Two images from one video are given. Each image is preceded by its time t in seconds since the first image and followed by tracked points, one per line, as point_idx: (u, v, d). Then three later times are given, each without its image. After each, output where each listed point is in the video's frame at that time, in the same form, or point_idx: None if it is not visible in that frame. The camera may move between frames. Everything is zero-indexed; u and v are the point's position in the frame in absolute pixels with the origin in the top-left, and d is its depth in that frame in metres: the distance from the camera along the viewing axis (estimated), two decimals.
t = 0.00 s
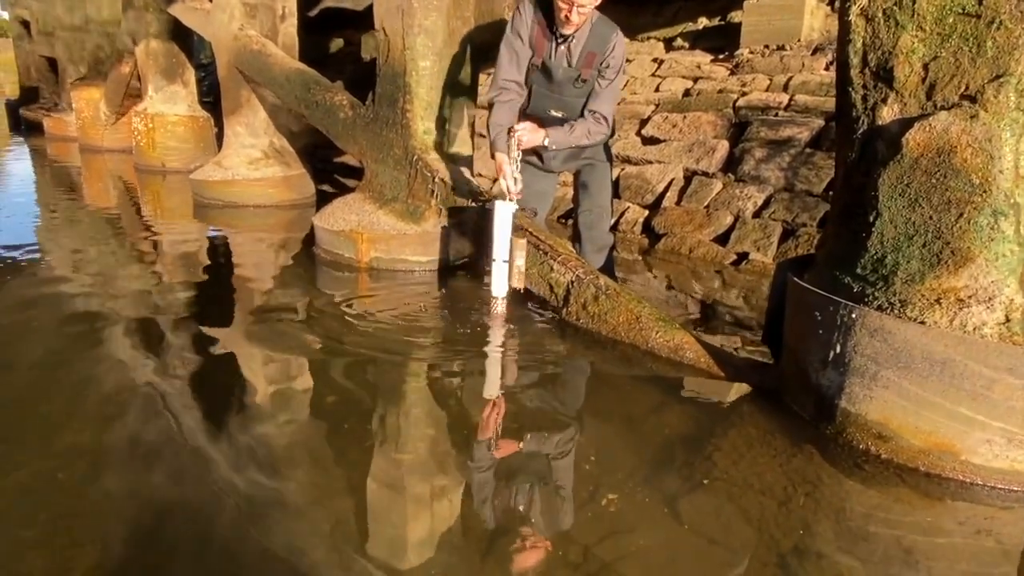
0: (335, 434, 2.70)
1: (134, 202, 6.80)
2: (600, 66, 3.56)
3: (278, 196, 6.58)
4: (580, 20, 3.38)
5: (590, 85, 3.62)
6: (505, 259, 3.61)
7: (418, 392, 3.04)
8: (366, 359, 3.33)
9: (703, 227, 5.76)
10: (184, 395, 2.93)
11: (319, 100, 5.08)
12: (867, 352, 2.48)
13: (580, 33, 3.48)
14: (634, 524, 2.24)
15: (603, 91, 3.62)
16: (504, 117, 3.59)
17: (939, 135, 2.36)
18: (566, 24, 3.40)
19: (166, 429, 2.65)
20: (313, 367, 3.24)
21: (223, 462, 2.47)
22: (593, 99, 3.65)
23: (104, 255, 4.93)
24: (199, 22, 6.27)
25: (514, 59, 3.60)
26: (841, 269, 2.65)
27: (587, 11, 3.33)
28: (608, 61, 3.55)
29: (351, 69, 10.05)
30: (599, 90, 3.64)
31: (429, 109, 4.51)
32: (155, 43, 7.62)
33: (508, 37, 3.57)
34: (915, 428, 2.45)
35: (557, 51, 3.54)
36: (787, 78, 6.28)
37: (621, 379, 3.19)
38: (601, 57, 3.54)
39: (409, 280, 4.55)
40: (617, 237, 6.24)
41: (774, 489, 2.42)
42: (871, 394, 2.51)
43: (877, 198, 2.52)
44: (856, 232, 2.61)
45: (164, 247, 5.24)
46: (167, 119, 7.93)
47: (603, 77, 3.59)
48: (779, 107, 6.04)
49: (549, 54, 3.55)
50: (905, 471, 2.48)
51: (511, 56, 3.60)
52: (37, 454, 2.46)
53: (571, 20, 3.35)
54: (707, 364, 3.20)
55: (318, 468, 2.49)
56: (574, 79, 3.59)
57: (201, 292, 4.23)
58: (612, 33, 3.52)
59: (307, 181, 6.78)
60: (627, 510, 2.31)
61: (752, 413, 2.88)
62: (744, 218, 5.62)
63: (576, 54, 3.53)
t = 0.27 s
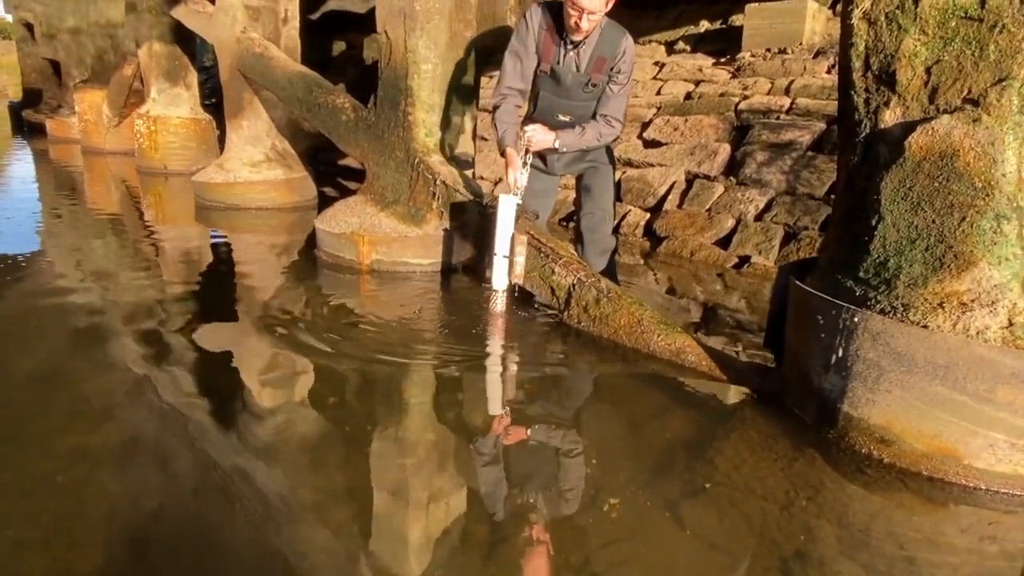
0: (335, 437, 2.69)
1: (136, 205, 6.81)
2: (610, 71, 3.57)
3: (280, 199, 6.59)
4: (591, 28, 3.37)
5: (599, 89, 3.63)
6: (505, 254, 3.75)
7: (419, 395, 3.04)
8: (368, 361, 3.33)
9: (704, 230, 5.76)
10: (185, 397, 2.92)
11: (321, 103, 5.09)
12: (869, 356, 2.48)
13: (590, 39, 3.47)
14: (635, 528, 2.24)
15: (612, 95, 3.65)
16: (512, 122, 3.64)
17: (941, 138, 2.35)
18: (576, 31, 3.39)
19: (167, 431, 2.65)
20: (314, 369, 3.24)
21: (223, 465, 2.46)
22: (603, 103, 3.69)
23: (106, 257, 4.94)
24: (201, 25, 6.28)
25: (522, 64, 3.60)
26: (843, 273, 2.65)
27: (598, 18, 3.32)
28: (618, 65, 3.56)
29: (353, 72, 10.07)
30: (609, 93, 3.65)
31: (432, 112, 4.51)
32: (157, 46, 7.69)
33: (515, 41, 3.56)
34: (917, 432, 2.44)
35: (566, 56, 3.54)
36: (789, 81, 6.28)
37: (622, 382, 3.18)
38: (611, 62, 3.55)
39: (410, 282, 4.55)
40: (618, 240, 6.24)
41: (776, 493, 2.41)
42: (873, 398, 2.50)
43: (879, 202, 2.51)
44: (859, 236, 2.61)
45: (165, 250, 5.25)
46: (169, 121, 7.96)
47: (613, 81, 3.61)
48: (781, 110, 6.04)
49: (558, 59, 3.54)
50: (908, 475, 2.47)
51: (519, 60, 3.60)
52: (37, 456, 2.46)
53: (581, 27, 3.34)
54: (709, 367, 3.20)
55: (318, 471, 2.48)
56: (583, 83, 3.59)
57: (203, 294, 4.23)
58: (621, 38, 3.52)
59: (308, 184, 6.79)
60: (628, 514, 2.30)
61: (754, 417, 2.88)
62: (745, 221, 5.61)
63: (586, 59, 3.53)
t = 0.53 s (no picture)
0: (336, 440, 2.69)
1: (137, 208, 6.82)
2: (614, 79, 3.57)
3: (281, 203, 6.61)
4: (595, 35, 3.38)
5: (602, 96, 3.62)
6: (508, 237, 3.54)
7: (420, 399, 3.03)
8: (369, 365, 3.33)
9: (705, 234, 5.76)
10: (186, 401, 2.92)
11: (323, 107, 5.11)
12: (871, 360, 2.47)
13: (594, 46, 3.48)
14: (637, 533, 2.23)
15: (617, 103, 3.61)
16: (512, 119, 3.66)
17: (943, 143, 2.35)
18: (580, 38, 3.41)
19: (167, 435, 2.65)
20: (315, 373, 3.24)
21: (224, 469, 2.46)
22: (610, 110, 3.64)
23: (107, 261, 4.94)
24: (204, 29, 6.31)
25: (524, 67, 3.62)
26: (844, 277, 2.64)
27: (603, 26, 3.34)
28: (622, 73, 3.55)
29: (354, 76, 10.11)
30: (613, 100, 3.64)
31: (433, 116, 4.53)
32: (160, 50, 7.70)
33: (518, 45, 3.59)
34: (919, 437, 2.44)
35: (569, 62, 3.55)
36: (790, 86, 6.30)
37: (624, 386, 3.18)
38: (615, 69, 3.54)
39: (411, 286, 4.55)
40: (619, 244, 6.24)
41: (777, 498, 2.41)
42: (875, 403, 2.49)
43: (880, 207, 2.51)
44: (860, 240, 2.61)
45: (166, 253, 5.26)
46: (171, 125, 7.97)
47: (617, 89, 3.59)
48: (782, 115, 6.06)
49: (561, 65, 3.55)
50: (910, 480, 2.47)
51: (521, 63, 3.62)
52: (38, 459, 2.46)
53: (586, 34, 3.36)
54: (710, 372, 3.20)
55: (319, 475, 2.48)
56: (586, 90, 3.59)
57: (204, 297, 4.23)
58: (625, 46, 3.52)
59: (310, 188, 6.81)
60: (630, 519, 2.29)
61: (755, 421, 2.87)
62: (746, 226, 5.61)
63: (589, 66, 3.53)
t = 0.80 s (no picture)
0: (336, 447, 2.68)
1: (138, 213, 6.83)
2: (612, 86, 3.56)
3: (282, 208, 6.61)
4: (594, 42, 3.38)
5: (600, 102, 3.62)
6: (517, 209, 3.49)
7: (421, 405, 3.03)
8: (369, 371, 3.33)
9: (706, 240, 5.76)
10: (185, 408, 2.92)
11: (324, 113, 5.12)
12: (872, 367, 2.47)
13: (593, 51, 3.48)
14: (637, 541, 2.22)
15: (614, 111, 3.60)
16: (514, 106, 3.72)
17: (942, 150, 2.36)
18: (579, 44, 3.42)
19: (167, 442, 2.65)
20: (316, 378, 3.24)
21: (223, 475, 2.46)
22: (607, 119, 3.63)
23: (108, 266, 4.95)
24: (206, 36, 6.34)
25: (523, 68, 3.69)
26: (845, 284, 2.64)
27: (602, 33, 3.33)
28: (621, 81, 3.54)
29: (355, 81, 10.14)
30: (610, 107, 3.63)
31: (434, 122, 4.54)
32: (162, 56, 7.72)
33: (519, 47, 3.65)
34: (920, 444, 2.43)
35: (568, 68, 3.57)
36: (789, 92, 6.31)
37: (624, 392, 3.18)
38: (613, 76, 3.53)
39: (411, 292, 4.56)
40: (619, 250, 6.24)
41: (778, 506, 2.40)
42: (876, 410, 2.49)
43: (880, 214, 2.51)
44: (860, 247, 2.61)
45: (167, 258, 5.27)
46: (172, 130, 7.95)
47: (615, 96, 3.58)
48: (781, 121, 6.07)
49: (559, 70, 3.58)
50: (911, 487, 2.46)
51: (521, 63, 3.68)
52: (37, 466, 2.46)
53: (586, 41, 3.36)
54: (711, 378, 3.20)
55: (319, 482, 2.47)
56: (584, 95, 3.60)
57: (204, 303, 4.23)
58: (625, 53, 3.51)
59: (310, 193, 6.82)
60: (630, 526, 2.29)
61: (756, 428, 2.87)
62: (746, 231, 5.62)
63: (587, 72, 3.53)
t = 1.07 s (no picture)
0: (335, 455, 2.68)
1: (138, 221, 6.84)
2: (609, 94, 3.58)
3: (281, 215, 6.62)
4: (593, 51, 3.40)
5: (597, 110, 3.65)
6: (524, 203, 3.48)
7: (420, 413, 3.03)
8: (368, 379, 3.32)
9: (704, 247, 5.78)
10: (184, 415, 2.92)
11: (323, 121, 5.14)
12: (871, 376, 2.47)
13: (591, 60, 3.51)
14: (636, 550, 2.22)
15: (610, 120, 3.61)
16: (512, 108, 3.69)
17: (939, 160, 2.37)
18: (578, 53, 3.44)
19: (165, 450, 2.64)
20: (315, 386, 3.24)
21: (221, 484, 2.45)
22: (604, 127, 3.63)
23: (107, 273, 4.95)
24: (205, 44, 6.37)
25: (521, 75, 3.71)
26: (842, 292, 2.65)
27: (601, 43, 3.35)
28: (617, 90, 3.57)
29: (355, 89, 10.18)
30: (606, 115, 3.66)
31: (433, 130, 4.56)
32: (161, 64, 7.74)
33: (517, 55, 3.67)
34: (920, 453, 2.43)
35: (566, 76, 3.59)
36: (787, 99, 6.34)
37: (623, 400, 3.18)
38: (610, 85, 3.56)
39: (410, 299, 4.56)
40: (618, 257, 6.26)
41: (778, 514, 2.40)
42: (874, 418, 2.49)
43: (878, 222, 2.53)
44: (858, 255, 2.62)
45: (166, 265, 5.27)
46: (172, 138, 7.99)
47: (612, 104, 3.60)
48: (779, 128, 6.10)
49: (557, 78, 3.60)
50: (911, 496, 2.46)
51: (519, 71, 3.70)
52: (35, 474, 2.45)
53: (584, 50, 3.38)
54: (710, 386, 3.20)
55: (317, 491, 2.47)
56: (581, 103, 3.63)
57: (204, 310, 4.24)
58: (622, 62, 3.54)
59: (310, 201, 6.83)
60: (629, 535, 2.28)
61: (755, 436, 2.87)
62: (745, 238, 5.63)
63: (585, 80, 3.56)
